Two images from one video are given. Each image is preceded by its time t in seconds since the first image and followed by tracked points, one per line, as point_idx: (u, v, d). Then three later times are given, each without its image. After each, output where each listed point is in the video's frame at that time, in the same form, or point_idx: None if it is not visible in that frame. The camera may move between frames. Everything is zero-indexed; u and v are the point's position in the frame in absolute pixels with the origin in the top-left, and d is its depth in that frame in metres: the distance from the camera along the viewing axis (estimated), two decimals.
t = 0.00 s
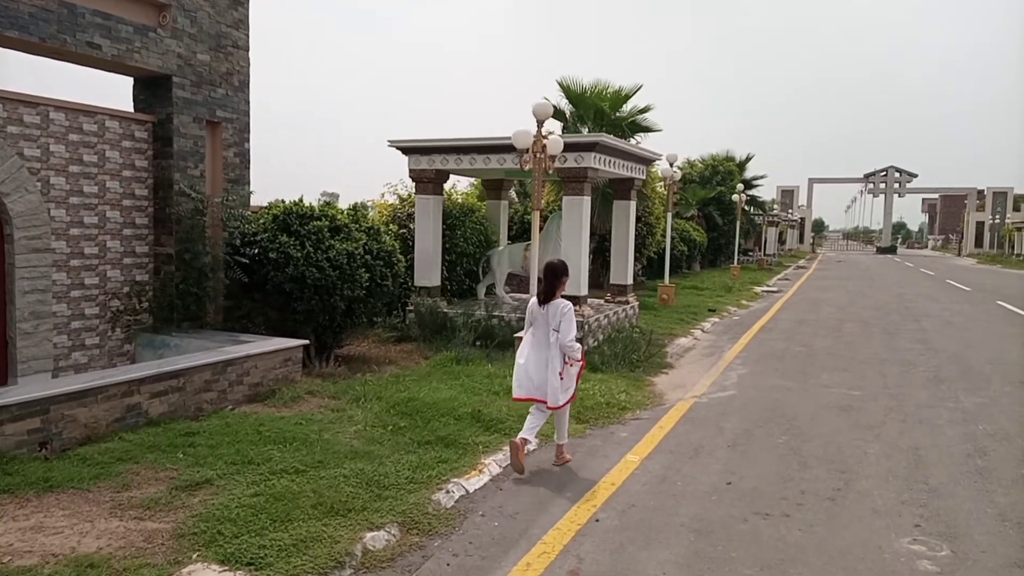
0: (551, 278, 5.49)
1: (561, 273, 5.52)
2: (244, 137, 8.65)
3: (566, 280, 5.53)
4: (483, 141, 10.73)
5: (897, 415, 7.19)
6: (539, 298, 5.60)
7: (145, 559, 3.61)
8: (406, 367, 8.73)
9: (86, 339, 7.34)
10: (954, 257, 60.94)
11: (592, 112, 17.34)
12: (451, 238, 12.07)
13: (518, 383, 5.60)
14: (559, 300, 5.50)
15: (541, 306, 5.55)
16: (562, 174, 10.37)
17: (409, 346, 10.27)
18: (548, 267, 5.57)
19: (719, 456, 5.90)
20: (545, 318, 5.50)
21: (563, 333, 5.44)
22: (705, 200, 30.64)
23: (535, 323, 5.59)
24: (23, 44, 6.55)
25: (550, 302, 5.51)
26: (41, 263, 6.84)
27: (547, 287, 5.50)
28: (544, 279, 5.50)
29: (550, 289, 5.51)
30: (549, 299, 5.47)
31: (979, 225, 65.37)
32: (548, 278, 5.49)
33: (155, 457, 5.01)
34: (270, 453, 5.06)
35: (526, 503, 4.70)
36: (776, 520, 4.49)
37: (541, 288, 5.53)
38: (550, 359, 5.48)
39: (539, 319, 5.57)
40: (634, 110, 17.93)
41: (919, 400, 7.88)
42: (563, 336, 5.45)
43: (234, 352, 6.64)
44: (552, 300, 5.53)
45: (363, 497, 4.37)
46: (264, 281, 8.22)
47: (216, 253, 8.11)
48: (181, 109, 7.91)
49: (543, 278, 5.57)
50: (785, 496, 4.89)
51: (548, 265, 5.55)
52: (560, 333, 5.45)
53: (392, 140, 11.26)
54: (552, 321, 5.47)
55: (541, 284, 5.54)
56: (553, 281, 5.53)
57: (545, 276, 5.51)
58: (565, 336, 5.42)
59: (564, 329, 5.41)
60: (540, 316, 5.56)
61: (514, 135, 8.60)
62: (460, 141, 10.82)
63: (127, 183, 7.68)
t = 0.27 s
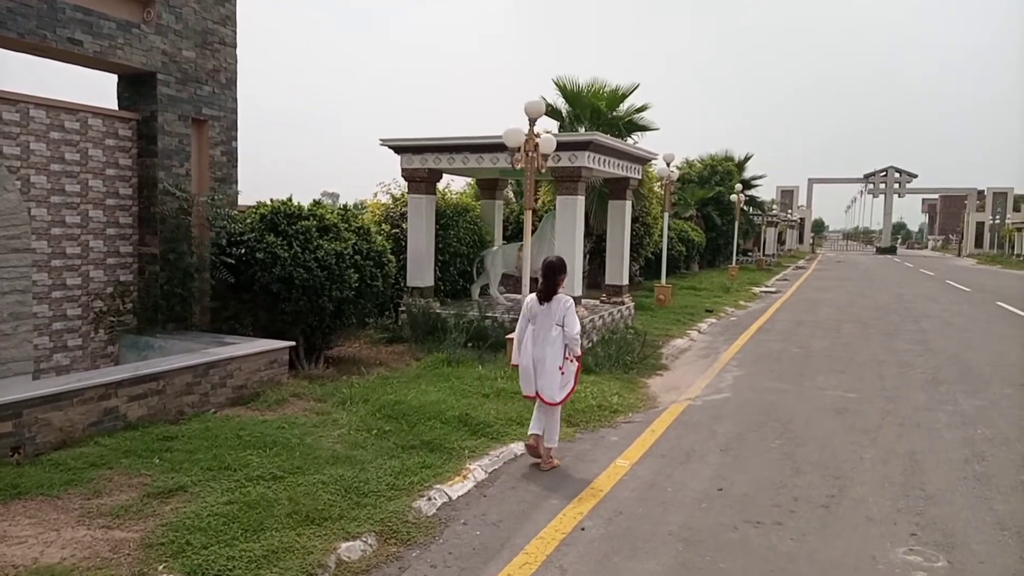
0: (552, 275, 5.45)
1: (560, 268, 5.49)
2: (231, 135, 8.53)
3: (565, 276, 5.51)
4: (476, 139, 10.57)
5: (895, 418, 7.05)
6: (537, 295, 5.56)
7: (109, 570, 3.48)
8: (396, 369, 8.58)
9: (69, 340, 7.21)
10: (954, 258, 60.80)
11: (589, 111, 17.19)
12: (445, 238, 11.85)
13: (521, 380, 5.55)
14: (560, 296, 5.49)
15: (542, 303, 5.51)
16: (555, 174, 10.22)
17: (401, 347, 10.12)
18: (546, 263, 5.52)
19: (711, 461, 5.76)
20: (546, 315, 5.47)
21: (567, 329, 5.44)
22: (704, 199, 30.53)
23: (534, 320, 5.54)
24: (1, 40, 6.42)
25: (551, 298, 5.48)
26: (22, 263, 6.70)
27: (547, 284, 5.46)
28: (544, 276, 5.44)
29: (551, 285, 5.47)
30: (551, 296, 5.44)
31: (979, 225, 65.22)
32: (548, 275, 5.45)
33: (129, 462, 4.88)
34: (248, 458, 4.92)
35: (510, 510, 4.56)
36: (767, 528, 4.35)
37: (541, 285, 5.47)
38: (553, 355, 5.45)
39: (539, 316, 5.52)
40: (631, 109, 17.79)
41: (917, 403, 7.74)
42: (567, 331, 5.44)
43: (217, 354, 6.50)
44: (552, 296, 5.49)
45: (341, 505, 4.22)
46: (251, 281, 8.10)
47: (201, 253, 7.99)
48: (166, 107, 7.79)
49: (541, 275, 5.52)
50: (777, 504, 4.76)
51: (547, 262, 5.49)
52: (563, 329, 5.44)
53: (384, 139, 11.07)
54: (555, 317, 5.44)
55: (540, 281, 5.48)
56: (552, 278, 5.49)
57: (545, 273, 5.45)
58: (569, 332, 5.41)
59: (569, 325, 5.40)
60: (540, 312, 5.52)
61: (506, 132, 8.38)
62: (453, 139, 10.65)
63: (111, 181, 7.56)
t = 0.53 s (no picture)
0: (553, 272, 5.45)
1: (557, 266, 5.53)
2: (214, 129, 8.36)
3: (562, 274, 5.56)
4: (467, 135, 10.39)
5: (892, 420, 6.87)
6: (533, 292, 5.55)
7: None
8: (382, 369, 8.39)
9: (44, 339, 7.03)
10: (954, 257, 60.60)
11: (585, 107, 17.00)
12: (436, 235, 11.66)
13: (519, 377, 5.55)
14: (559, 293, 5.54)
15: (541, 301, 5.52)
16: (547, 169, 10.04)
17: (390, 346, 9.93)
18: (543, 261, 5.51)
19: (701, 463, 5.57)
20: (547, 312, 5.50)
21: (568, 325, 5.51)
22: (703, 198, 30.34)
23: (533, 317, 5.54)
24: None
25: (551, 295, 5.51)
26: None
27: (547, 283, 5.47)
28: (545, 274, 5.42)
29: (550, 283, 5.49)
30: (552, 294, 5.46)
31: (980, 224, 65.00)
32: (548, 273, 5.44)
33: (95, 466, 4.69)
34: (218, 462, 4.73)
35: (489, 516, 4.37)
36: (757, 535, 4.16)
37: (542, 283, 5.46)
38: (554, 351, 5.50)
39: (538, 313, 5.54)
40: (628, 105, 17.60)
41: (915, 404, 7.55)
42: (567, 328, 5.52)
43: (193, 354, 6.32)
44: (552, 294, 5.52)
45: (310, 511, 4.03)
46: (233, 279, 7.91)
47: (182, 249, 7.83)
48: (146, 99, 7.61)
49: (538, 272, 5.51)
50: (768, 509, 4.57)
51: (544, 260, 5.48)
52: (564, 325, 5.50)
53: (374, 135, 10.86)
54: (556, 314, 5.49)
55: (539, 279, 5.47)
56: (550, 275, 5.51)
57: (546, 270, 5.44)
58: (571, 328, 5.50)
59: (571, 322, 5.49)
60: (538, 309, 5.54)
61: (495, 126, 8.11)
62: (443, 135, 10.49)
63: (88, 176, 7.38)
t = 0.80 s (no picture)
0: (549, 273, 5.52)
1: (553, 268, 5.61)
2: (200, 127, 8.21)
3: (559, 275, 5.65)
4: (460, 132, 10.25)
5: (889, 423, 6.72)
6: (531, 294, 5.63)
7: None
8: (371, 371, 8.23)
9: (24, 340, 6.89)
10: (954, 256, 60.44)
11: (582, 106, 16.83)
12: (428, 235, 11.47)
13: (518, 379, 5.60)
14: (557, 295, 5.63)
15: (539, 302, 5.60)
16: (541, 168, 9.85)
17: (381, 347, 9.77)
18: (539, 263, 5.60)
19: (692, 469, 5.42)
20: (545, 313, 5.58)
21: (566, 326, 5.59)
22: (702, 197, 30.20)
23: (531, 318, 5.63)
24: None
25: (549, 297, 5.59)
26: None
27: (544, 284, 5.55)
28: (541, 275, 5.49)
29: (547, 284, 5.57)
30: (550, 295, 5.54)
31: (981, 223, 64.81)
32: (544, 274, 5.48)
33: (64, 473, 4.56)
34: (192, 470, 4.59)
35: (470, 525, 4.22)
36: (746, 547, 4.01)
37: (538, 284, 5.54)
38: (553, 352, 5.56)
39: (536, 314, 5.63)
40: (626, 103, 17.44)
41: (914, 407, 7.40)
42: (566, 329, 5.59)
43: (173, 356, 6.17)
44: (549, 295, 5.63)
45: (282, 522, 3.89)
46: (219, 279, 7.76)
47: (166, 249, 7.68)
48: (129, 96, 7.46)
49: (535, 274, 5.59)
50: (759, 518, 4.42)
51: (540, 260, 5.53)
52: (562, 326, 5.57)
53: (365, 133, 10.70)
54: (554, 315, 5.57)
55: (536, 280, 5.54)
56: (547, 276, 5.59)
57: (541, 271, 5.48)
58: (569, 329, 5.57)
59: (569, 323, 5.57)
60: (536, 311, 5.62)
61: (485, 124, 8.02)
62: (436, 133, 10.36)
63: (70, 174, 7.23)
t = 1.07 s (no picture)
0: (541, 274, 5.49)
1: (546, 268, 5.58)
2: (178, 127, 8.03)
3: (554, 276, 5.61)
4: (449, 132, 10.02)
5: (885, 433, 6.51)
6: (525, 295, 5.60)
7: None
8: (354, 378, 8.03)
9: None
10: (955, 257, 60.19)
11: (578, 105, 16.62)
12: (418, 236, 11.22)
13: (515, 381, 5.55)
14: (551, 295, 5.58)
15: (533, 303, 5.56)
16: (531, 169, 9.63)
17: (368, 353, 9.56)
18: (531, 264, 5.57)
19: (679, 483, 5.22)
20: (539, 314, 5.54)
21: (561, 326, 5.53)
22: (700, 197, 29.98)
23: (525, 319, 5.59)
24: None
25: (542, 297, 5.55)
26: None
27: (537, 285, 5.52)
28: (532, 276, 5.47)
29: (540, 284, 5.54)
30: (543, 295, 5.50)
31: (982, 224, 64.56)
32: (537, 274, 5.48)
33: (19, 490, 4.36)
34: (153, 487, 4.40)
35: (441, 546, 4.02)
36: (731, 570, 3.81)
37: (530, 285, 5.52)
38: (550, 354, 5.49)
39: (530, 315, 5.59)
40: (621, 103, 17.24)
41: (911, 415, 7.19)
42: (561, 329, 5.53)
43: (144, 364, 5.97)
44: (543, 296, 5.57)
45: (240, 546, 3.69)
46: (197, 283, 7.56)
47: (143, 252, 7.49)
48: (104, 95, 7.26)
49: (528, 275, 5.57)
50: (745, 538, 4.22)
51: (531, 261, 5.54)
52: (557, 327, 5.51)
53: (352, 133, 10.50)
54: (548, 315, 5.52)
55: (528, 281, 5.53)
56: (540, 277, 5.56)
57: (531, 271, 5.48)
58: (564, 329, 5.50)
59: (563, 323, 5.50)
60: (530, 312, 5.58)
61: (471, 123, 7.71)
62: (425, 133, 10.14)
63: (42, 176, 7.04)
